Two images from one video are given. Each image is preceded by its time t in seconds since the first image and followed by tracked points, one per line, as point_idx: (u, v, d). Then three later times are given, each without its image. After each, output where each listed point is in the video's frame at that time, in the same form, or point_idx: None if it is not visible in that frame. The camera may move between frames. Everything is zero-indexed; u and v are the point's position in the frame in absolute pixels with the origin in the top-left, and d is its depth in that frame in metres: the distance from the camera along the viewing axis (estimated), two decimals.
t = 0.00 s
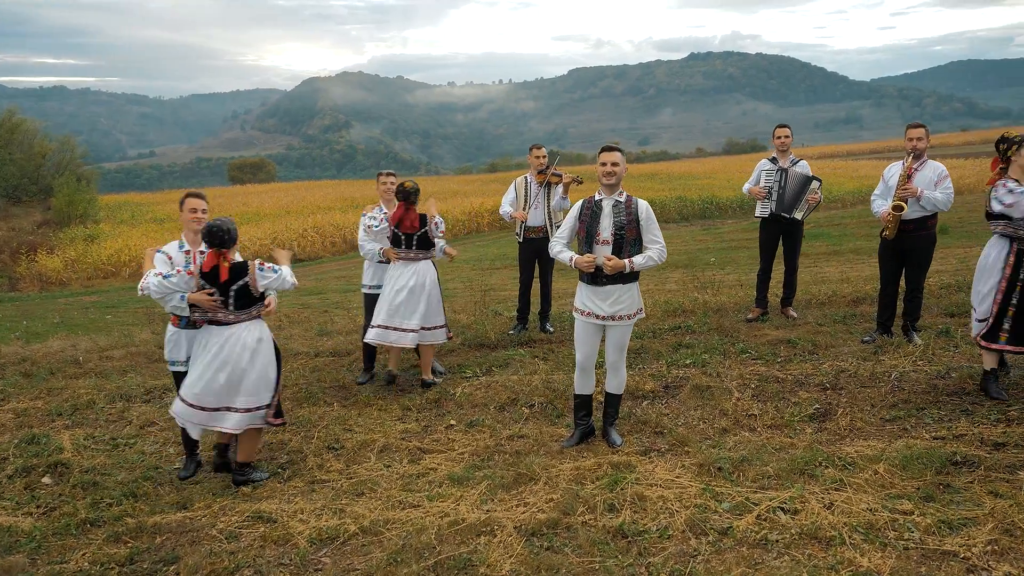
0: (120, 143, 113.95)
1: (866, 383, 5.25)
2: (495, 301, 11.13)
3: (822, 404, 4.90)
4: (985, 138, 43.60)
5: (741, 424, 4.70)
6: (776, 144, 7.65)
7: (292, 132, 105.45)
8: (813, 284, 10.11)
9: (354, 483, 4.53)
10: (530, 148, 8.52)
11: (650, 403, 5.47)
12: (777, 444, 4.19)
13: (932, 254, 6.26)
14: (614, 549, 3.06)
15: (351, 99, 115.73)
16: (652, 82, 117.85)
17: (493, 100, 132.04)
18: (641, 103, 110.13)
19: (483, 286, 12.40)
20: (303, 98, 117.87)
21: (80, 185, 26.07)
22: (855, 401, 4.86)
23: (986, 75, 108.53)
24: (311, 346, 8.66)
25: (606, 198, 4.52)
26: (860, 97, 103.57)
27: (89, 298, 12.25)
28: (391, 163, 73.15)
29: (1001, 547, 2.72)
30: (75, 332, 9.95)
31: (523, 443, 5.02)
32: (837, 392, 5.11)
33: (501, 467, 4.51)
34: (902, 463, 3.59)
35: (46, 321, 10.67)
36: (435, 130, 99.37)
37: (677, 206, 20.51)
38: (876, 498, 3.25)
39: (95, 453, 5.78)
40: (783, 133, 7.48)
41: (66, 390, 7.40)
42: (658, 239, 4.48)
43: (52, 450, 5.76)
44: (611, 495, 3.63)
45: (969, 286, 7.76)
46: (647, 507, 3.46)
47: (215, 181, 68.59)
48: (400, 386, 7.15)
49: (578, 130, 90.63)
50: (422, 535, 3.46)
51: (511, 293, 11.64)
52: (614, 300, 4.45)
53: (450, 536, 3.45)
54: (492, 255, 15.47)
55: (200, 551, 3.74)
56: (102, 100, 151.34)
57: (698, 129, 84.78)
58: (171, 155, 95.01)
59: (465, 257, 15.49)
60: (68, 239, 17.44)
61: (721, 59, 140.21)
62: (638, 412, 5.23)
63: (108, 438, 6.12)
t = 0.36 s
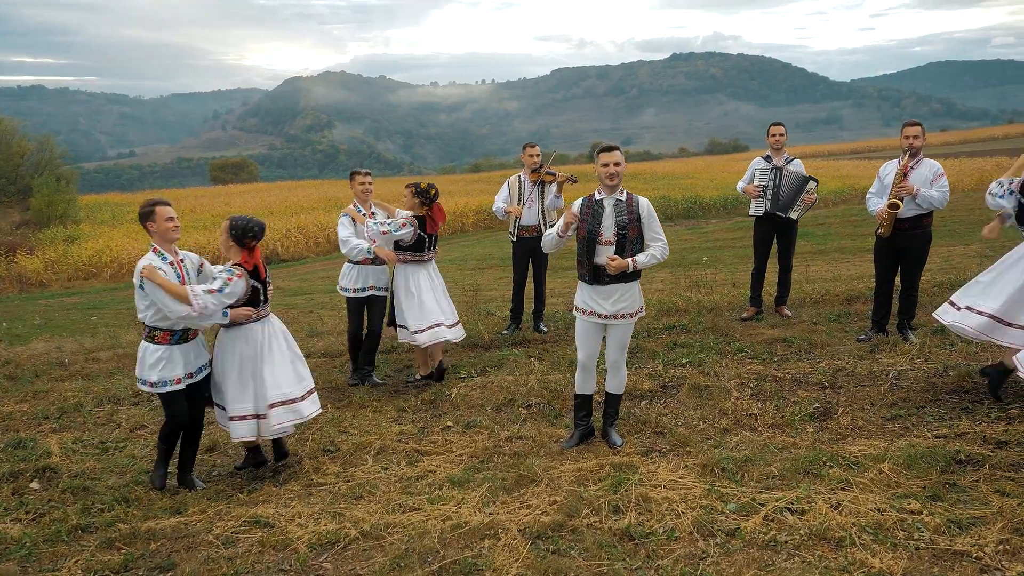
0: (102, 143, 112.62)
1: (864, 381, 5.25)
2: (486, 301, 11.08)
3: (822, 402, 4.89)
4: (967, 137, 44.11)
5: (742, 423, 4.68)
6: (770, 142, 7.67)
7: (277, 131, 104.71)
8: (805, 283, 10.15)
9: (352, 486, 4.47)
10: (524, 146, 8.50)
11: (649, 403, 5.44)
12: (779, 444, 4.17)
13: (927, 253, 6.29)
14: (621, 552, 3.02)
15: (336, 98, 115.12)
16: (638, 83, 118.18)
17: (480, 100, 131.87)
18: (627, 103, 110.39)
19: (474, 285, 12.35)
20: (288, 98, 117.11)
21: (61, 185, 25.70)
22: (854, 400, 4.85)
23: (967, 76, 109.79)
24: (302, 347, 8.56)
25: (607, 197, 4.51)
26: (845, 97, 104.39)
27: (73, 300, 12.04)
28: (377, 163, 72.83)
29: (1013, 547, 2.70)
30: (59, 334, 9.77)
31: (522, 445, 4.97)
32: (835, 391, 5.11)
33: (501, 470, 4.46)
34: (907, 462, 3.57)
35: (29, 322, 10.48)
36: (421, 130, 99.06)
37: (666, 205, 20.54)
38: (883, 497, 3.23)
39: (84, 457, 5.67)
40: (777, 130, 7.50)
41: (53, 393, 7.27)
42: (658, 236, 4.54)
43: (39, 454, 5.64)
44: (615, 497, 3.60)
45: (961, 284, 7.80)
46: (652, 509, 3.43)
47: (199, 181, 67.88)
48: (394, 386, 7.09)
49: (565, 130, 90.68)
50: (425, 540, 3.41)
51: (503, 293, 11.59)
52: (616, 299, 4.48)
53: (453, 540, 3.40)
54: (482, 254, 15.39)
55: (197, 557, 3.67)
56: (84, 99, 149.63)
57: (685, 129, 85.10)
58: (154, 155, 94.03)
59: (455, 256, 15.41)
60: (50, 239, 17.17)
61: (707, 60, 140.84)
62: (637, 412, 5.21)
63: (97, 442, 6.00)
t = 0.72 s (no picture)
0: (81, 142, 111.14)
1: (864, 380, 5.25)
2: (477, 301, 11.01)
3: (822, 401, 4.88)
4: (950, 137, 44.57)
5: (743, 423, 4.66)
6: (765, 141, 7.68)
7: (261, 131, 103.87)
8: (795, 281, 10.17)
9: (351, 490, 4.40)
10: (517, 145, 8.43)
11: (648, 403, 5.41)
12: (782, 444, 4.15)
13: (922, 251, 6.31)
14: (631, 556, 2.98)
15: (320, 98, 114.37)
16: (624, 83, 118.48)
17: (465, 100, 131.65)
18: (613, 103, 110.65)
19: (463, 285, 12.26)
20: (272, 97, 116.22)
21: (38, 186, 25.26)
22: (854, 399, 4.85)
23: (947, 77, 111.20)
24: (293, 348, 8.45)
25: (608, 197, 4.48)
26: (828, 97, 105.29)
27: (56, 301, 11.82)
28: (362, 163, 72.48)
29: None
30: (42, 337, 9.57)
31: (522, 446, 4.92)
32: (835, 390, 5.11)
33: (502, 472, 4.40)
34: (912, 462, 3.56)
35: (10, 325, 10.26)
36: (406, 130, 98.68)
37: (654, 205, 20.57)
38: (892, 497, 3.22)
39: (73, 462, 5.55)
40: (772, 129, 7.53)
41: (37, 397, 7.12)
42: (659, 236, 4.54)
43: (26, 459, 5.50)
44: (622, 499, 3.56)
45: (953, 282, 7.85)
46: (659, 511, 3.40)
47: (182, 181, 67.17)
48: (389, 388, 7.02)
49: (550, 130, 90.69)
50: (430, 545, 3.35)
51: (493, 294, 11.52)
52: (618, 298, 4.47)
53: (458, 545, 3.35)
54: (471, 254, 15.32)
55: (195, 564, 3.59)
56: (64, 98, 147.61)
57: (671, 129, 85.43)
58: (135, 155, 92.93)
59: (443, 256, 15.32)
60: (29, 239, 16.84)
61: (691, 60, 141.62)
62: (637, 412, 5.17)
63: (85, 446, 5.88)
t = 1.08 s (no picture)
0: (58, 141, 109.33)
1: (860, 377, 5.25)
2: (466, 301, 10.93)
3: (820, 399, 4.87)
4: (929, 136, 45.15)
5: (742, 421, 4.64)
6: (756, 137, 7.68)
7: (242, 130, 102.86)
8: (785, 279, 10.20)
9: (347, 492, 4.32)
10: (508, 142, 8.35)
11: (645, 402, 5.38)
12: (783, 441, 4.13)
13: (914, 248, 6.34)
14: (638, 557, 2.94)
15: (302, 96, 113.43)
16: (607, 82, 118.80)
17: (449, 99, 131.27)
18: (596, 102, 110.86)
19: (452, 285, 12.18)
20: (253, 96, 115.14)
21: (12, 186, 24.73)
22: (851, 396, 4.84)
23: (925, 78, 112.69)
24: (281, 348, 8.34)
25: (606, 195, 4.44)
26: (809, 97, 106.29)
27: (34, 303, 11.57)
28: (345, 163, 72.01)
29: None
30: (20, 339, 9.35)
31: (519, 446, 4.87)
32: (832, 387, 5.10)
33: (501, 473, 4.34)
34: (915, 459, 3.55)
35: None
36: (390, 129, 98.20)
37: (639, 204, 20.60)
38: (897, 495, 3.20)
39: (57, 466, 5.41)
40: (763, 125, 7.52)
41: (18, 401, 6.95)
42: (658, 234, 4.49)
43: (8, 464, 5.36)
44: (625, 499, 3.51)
45: (943, 279, 7.89)
46: (663, 511, 3.36)
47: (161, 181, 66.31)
48: (381, 388, 6.93)
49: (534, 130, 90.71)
50: (431, 548, 3.29)
51: (482, 293, 11.46)
52: (616, 297, 4.42)
53: (460, 548, 3.29)
54: (459, 253, 15.23)
55: (189, 571, 3.49)
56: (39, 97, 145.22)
57: (654, 129, 85.78)
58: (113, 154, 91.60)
59: (430, 255, 15.22)
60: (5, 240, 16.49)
61: (674, 60, 142.33)
62: (634, 411, 5.14)
63: (69, 450, 5.74)
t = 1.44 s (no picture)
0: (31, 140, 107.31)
1: (853, 374, 5.25)
2: (453, 300, 10.85)
3: (815, 396, 4.87)
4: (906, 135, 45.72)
5: (738, 419, 4.62)
6: (744, 135, 7.69)
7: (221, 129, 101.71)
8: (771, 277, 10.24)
9: (340, 496, 4.24)
10: (497, 140, 8.30)
11: (640, 400, 5.35)
12: (781, 439, 4.12)
13: (903, 245, 6.37)
14: (643, 559, 2.89)
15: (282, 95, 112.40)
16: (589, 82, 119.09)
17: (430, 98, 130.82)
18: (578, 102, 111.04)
19: (437, 284, 12.08)
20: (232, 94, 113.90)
21: None
22: (846, 393, 4.85)
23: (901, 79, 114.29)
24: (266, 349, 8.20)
25: (601, 192, 4.39)
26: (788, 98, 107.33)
27: (9, 305, 11.30)
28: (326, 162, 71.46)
29: None
30: None
31: (514, 447, 4.81)
32: (826, 384, 5.11)
33: (496, 474, 4.28)
34: (916, 456, 3.54)
35: None
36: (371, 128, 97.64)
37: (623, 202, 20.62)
38: (900, 492, 3.19)
39: (38, 472, 5.26)
40: (752, 122, 7.54)
41: None
42: (654, 232, 4.45)
43: None
44: (626, 499, 3.47)
45: (929, 276, 7.95)
46: (665, 511, 3.32)
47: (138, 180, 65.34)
48: (371, 388, 6.84)
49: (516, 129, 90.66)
50: (430, 552, 3.22)
51: (469, 292, 11.38)
52: (612, 296, 4.38)
53: (460, 551, 3.23)
54: (443, 253, 15.12)
55: None
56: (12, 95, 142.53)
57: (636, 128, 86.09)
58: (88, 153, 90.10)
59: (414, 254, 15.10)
60: None
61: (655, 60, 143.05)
62: (629, 409, 5.11)
63: (50, 455, 5.58)
